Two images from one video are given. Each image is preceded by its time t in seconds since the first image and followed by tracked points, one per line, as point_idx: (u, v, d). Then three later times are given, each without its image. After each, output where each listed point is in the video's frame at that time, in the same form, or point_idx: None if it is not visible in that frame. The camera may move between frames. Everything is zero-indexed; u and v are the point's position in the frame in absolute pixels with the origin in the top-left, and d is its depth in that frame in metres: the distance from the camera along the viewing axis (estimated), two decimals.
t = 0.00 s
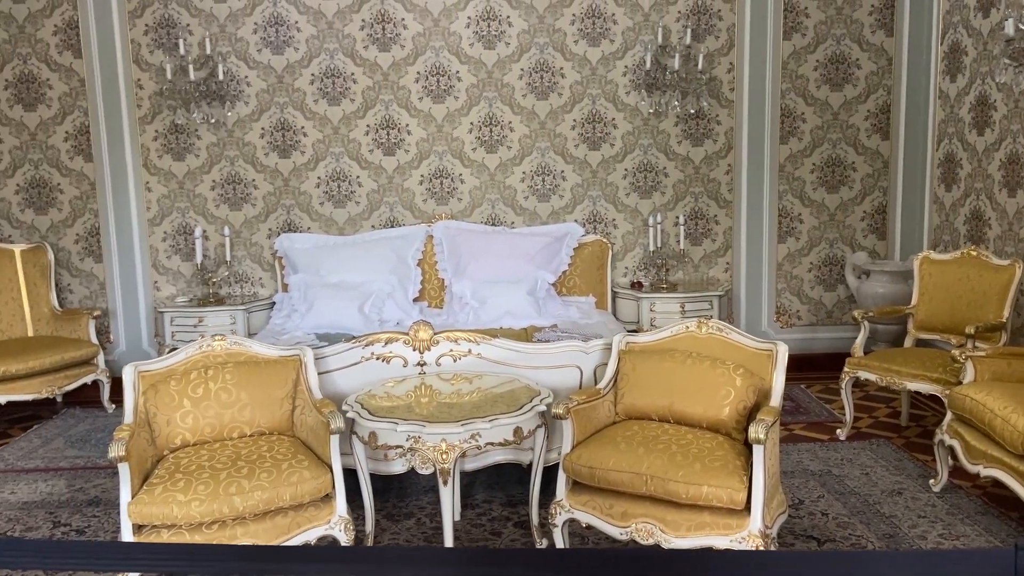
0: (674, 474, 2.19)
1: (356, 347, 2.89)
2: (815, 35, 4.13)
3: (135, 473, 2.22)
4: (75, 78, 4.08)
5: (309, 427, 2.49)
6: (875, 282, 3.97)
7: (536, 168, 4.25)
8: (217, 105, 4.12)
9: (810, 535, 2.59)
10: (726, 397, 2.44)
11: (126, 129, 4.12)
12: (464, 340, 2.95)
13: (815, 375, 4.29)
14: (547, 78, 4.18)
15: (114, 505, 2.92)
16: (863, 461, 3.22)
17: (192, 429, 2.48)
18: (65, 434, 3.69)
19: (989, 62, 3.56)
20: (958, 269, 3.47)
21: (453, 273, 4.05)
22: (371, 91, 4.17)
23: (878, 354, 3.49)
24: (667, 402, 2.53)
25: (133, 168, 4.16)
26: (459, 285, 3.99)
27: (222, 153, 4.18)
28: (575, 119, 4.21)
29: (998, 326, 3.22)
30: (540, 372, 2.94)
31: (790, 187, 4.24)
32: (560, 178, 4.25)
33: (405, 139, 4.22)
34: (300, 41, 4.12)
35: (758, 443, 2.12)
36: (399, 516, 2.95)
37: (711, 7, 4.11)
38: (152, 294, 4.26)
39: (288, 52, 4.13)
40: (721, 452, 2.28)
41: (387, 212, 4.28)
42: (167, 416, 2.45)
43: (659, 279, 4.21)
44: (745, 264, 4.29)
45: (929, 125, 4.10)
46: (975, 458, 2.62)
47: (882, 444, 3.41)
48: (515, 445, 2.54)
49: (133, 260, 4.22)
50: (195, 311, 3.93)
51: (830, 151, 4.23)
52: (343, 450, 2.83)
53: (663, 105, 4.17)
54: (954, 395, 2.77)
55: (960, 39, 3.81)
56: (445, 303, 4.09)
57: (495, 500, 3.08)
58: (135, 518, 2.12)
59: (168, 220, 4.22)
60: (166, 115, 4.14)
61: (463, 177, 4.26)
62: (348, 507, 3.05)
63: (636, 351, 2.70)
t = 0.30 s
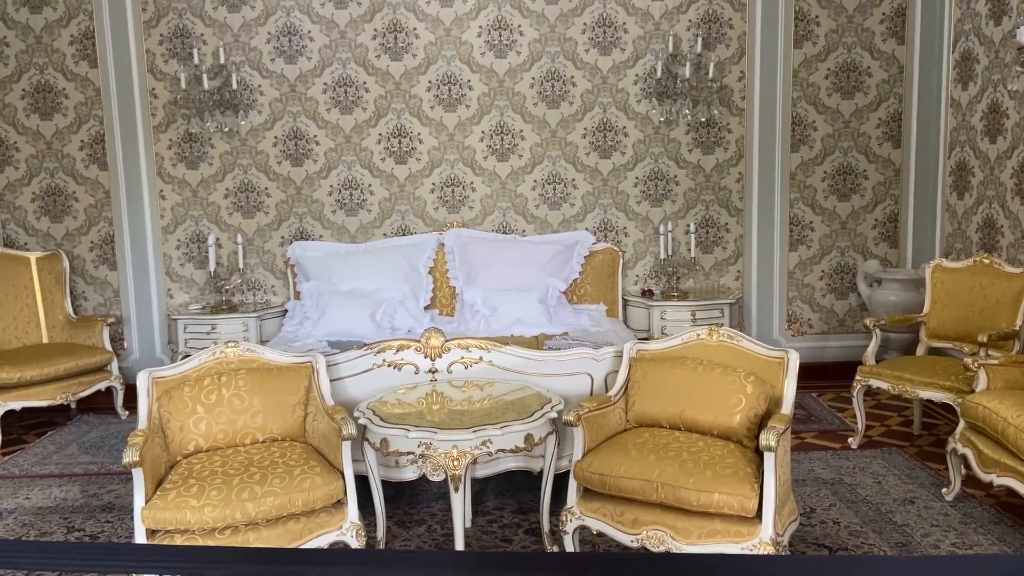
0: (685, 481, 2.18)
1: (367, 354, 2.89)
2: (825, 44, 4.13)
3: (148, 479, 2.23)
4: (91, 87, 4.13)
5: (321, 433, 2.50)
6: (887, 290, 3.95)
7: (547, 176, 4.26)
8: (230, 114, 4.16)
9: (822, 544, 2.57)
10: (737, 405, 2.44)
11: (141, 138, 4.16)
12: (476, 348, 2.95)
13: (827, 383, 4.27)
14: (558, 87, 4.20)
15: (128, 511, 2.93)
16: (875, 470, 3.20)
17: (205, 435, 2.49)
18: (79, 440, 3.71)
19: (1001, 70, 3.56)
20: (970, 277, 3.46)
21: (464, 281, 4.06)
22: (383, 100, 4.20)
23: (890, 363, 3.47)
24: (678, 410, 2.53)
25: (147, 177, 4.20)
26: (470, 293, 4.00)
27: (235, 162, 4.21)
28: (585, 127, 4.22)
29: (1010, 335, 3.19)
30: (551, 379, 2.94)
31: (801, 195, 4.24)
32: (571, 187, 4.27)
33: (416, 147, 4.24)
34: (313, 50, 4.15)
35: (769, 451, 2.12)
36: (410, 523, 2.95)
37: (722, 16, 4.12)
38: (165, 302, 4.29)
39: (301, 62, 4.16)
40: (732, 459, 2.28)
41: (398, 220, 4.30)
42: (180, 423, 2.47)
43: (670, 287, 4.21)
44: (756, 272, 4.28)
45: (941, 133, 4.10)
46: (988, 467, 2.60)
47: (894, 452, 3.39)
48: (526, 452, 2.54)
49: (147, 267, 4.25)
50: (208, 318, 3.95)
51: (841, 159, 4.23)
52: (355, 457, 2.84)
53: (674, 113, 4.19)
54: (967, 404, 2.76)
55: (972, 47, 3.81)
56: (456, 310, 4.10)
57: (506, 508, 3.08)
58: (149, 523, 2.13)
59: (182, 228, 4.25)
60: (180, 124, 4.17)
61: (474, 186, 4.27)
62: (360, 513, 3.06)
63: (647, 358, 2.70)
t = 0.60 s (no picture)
0: (690, 496, 2.17)
1: (373, 368, 2.90)
2: (830, 59, 4.15)
3: (154, 492, 2.23)
4: (100, 103, 4.17)
5: (326, 447, 2.50)
6: (894, 305, 3.94)
7: (552, 191, 4.28)
8: (238, 129, 4.19)
9: (829, 560, 2.55)
10: (743, 419, 2.43)
11: (149, 153, 4.19)
12: (481, 362, 2.96)
13: (834, 398, 4.25)
14: (564, 102, 4.22)
15: (133, 525, 2.93)
16: (883, 485, 3.18)
17: (211, 449, 2.49)
18: (85, 454, 3.72)
19: (1007, 84, 3.56)
20: (978, 291, 3.44)
21: (470, 295, 4.07)
22: (390, 114, 4.23)
23: (897, 377, 3.46)
24: (683, 424, 2.52)
25: (155, 192, 4.22)
26: (475, 306, 4.00)
27: (242, 176, 4.24)
28: (591, 142, 4.24)
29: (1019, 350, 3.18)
30: (557, 393, 2.94)
31: (807, 209, 4.24)
32: (577, 201, 4.28)
33: (422, 162, 4.26)
34: (320, 66, 4.19)
35: (775, 466, 2.11)
36: (415, 538, 2.94)
37: (727, 31, 4.14)
38: (172, 316, 4.30)
39: (308, 77, 4.19)
40: (739, 474, 2.27)
41: (404, 234, 4.31)
42: (186, 436, 2.47)
43: (676, 301, 4.21)
44: (762, 286, 4.27)
45: (946, 148, 4.10)
46: (996, 483, 2.58)
47: (902, 468, 3.37)
48: (531, 466, 2.53)
49: (154, 281, 4.27)
50: (215, 332, 3.96)
51: (847, 173, 4.23)
52: (360, 471, 2.84)
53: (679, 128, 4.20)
54: (975, 419, 2.74)
55: (977, 62, 3.81)
56: (462, 324, 4.10)
57: (511, 522, 3.07)
58: (154, 537, 2.13)
59: (189, 242, 4.27)
60: (188, 139, 4.20)
61: (480, 200, 4.29)
62: (365, 528, 3.05)
63: (653, 373, 2.70)
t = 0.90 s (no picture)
0: (695, 525, 2.16)
1: (375, 396, 2.89)
2: (830, 86, 4.18)
3: (154, 521, 2.22)
4: (105, 131, 4.20)
5: (328, 475, 2.48)
6: (897, 330, 3.93)
7: (554, 217, 4.30)
8: (242, 156, 4.22)
9: None
10: (747, 447, 2.42)
11: (154, 180, 4.22)
12: (483, 389, 2.95)
13: (838, 424, 4.23)
14: (566, 129, 4.25)
15: (133, 554, 2.91)
16: (889, 512, 3.15)
17: (212, 477, 2.48)
18: (86, 482, 3.70)
19: (1007, 111, 3.58)
20: (981, 317, 3.43)
21: (472, 321, 4.07)
22: (393, 141, 4.26)
23: (901, 404, 3.43)
24: (687, 451, 2.50)
25: (159, 219, 4.25)
26: (478, 332, 4.00)
27: (246, 203, 4.26)
28: (593, 168, 4.26)
29: None
30: (560, 420, 2.93)
31: (809, 235, 4.25)
32: (579, 227, 4.29)
33: (425, 188, 4.29)
34: (324, 93, 4.23)
35: (780, 494, 2.09)
36: (417, 567, 2.92)
37: (727, 59, 4.18)
38: (175, 342, 4.30)
39: (312, 105, 4.23)
40: (743, 502, 2.26)
41: (407, 260, 4.33)
42: (187, 464, 2.46)
43: (679, 327, 4.21)
44: (765, 312, 4.26)
45: (947, 174, 4.12)
46: (1002, 511, 2.56)
47: (908, 495, 3.34)
48: (534, 494, 2.52)
49: (157, 307, 4.28)
50: (217, 358, 3.96)
51: (848, 200, 4.24)
52: (361, 498, 2.82)
53: (680, 154, 4.22)
54: (980, 445, 2.72)
55: (976, 89, 3.84)
56: (464, 350, 4.10)
57: (514, 551, 3.04)
58: (154, 567, 2.12)
59: (193, 268, 4.28)
60: (192, 166, 4.23)
61: (483, 226, 4.31)
62: (367, 556, 3.02)
63: (655, 399, 2.69)
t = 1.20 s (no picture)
0: None
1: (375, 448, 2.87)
2: (826, 135, 4.20)
3: None
4: (109, 182, 4.23)
5: (328, 532, 2.45)
6: (901, 379, 3.90)
7: (555, 265, 4.30)
8: (245, 207, 4.25)
9: None
10: (754, 500, 2.39)
11: (157, 231, 4.24)
12: (484, 440, 2.92)
13: (844, 474, 4.17)
14: (566, 178, 4.28)
15: None
16: (898, 567, 3.10)
17: (209, 533, 2.44)
18: (82, 537, 3.65)
19: (1004, 160, 3.61)
20: (985, 367, 3.42)
21: (473, 369, 4.05)
22: (395, 190, 4.29)
23: (907, 454, 3.40)
24: (692, 505, 2.47)
25: (161, 269, 4.26)
26: (479, 381, 3.98)
27: (248, 253, 4.28)
28: (593, 216, 4.29)
29: None
30: (562, 472, 2.90)
31: (809, 282, 4.23)
32: (580, 275, 4.30)
33: (426, 237, 4.31)
34: (327, 144, 4.28)
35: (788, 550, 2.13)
36: None
37: (724, 110, 4.23)
38: (174, 392, 4.27)
39: (315, 155, 4.28)
40: (751, 559, 2.22)
41: (408, 308, 4.32)
42: (185, 521, 2.42)
43: (681, 375, 4.18)
44: (767, 359, 4.24)
45: (946, 221, 4.11)
46: (1014, 566, 2.51)
47: (917, 548, 3.29)
48: (538, 550, 2.48)
49: (157, 357, 4.26)
50: (216, 409, 3.93)
51: (847, 248, 4.22)
52: (360, 555, 2.77)
53: (680, 203, 4.25)
54: (988, 498, 2.68)
55: (972, 138, 3.87)
56: (466, 399, 4.07)
57: None
58: None
59: (193, 318, 4.28)
60: (195, 217, 4.26)
61: (484, 274, 4.32)
62: None
63: (659, 451, 2.66)
